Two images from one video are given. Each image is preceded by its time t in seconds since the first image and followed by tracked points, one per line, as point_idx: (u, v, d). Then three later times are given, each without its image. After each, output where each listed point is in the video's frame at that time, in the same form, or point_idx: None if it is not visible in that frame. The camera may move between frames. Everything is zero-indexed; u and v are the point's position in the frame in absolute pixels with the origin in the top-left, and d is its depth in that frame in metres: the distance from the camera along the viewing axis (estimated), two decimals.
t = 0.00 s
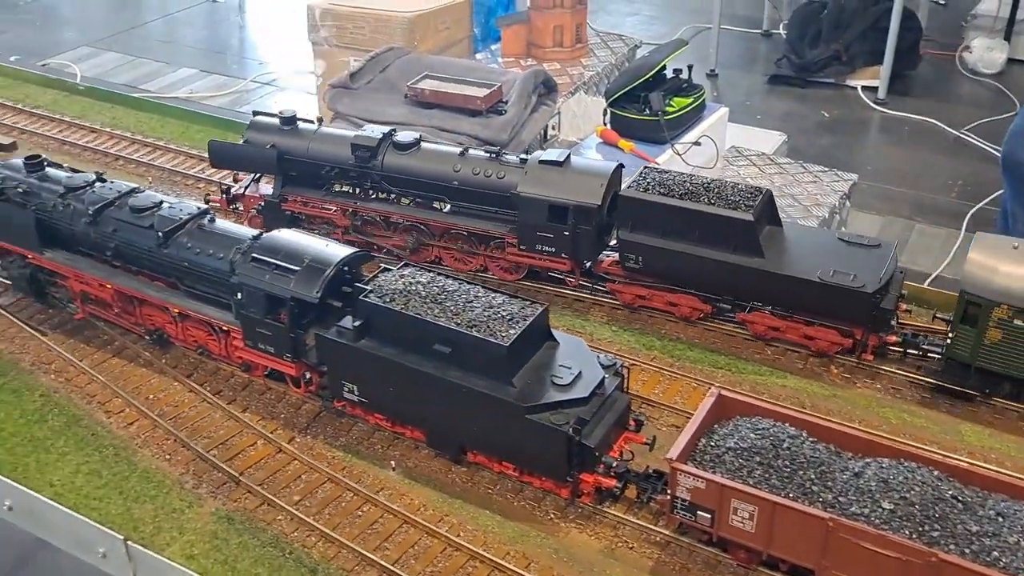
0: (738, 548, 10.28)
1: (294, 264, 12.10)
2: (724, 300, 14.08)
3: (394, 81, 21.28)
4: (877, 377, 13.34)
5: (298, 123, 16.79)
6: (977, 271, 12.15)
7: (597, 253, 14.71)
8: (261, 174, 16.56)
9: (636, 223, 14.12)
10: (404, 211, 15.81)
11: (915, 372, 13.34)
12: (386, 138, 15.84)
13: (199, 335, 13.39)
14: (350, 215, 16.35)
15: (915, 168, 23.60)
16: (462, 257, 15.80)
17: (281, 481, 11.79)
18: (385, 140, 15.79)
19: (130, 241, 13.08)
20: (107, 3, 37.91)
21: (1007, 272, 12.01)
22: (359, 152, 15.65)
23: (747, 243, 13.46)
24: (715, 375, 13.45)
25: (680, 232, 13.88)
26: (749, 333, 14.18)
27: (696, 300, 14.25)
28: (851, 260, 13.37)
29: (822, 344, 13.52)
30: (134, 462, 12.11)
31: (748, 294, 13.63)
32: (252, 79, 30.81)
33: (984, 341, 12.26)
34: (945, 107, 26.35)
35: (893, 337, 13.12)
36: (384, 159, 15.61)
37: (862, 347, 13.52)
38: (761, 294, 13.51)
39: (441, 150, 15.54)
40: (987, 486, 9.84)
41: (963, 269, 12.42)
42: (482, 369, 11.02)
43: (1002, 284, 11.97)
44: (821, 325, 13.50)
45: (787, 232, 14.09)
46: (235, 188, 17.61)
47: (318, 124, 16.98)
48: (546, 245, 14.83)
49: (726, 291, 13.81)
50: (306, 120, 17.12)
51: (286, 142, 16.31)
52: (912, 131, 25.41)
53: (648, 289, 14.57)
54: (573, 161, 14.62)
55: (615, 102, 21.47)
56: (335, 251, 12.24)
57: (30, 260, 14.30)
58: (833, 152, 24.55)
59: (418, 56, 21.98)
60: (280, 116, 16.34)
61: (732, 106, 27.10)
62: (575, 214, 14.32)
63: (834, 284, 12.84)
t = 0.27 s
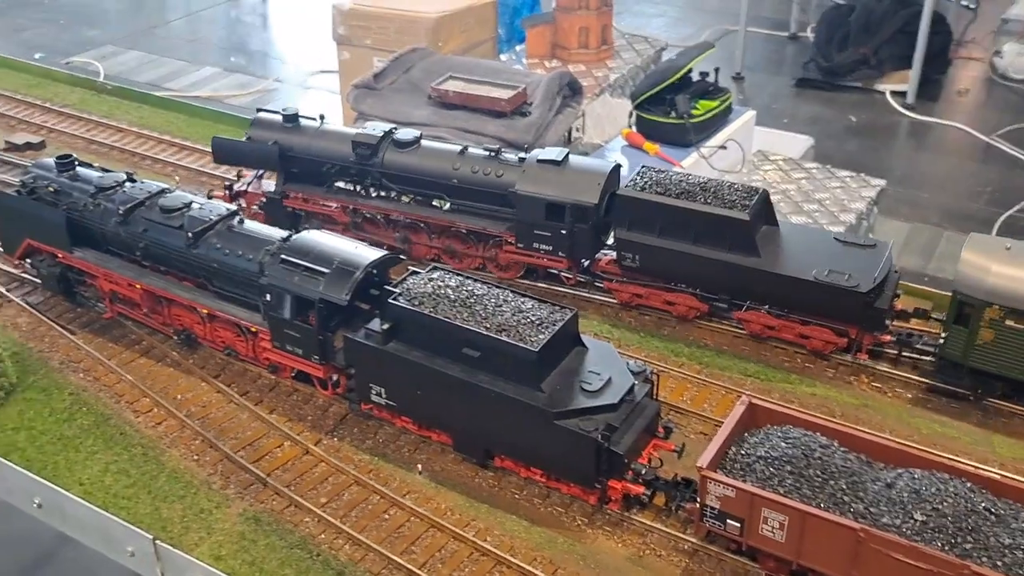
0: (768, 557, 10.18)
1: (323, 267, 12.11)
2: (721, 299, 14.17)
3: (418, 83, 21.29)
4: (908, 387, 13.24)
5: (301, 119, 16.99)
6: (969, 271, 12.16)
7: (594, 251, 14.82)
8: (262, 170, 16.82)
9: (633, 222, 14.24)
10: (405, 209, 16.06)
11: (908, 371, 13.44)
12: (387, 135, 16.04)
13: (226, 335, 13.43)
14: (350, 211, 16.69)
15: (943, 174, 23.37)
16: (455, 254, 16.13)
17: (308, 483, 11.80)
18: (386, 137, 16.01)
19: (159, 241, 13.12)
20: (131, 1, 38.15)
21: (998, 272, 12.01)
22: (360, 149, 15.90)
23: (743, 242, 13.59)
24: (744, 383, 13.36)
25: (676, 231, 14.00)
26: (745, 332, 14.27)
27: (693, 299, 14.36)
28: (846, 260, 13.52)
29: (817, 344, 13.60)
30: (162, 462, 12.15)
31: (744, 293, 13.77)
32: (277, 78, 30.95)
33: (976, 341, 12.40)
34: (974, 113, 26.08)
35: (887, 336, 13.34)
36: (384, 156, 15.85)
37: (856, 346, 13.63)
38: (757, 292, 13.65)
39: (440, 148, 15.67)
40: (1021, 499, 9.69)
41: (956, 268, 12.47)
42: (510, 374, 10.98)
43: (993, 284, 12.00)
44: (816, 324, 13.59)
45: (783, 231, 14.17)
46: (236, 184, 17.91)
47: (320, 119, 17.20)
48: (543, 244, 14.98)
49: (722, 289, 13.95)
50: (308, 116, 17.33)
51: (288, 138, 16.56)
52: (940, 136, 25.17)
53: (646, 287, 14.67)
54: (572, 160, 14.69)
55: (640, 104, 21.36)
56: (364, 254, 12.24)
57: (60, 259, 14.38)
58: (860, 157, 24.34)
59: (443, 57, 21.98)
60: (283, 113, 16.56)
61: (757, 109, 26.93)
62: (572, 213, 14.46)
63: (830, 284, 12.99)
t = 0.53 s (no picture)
0: (796, 570, 10.23)
1: (355, 274, 12.26)
2: (716, 302, 14.37)
3: (443, 88, 21.40)
4: (937, 401, 13.28)
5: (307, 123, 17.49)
6: (959, 275, 12.47)
7: (592, 255, 15.10)
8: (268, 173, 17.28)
9: (629, 226, 14.49)
10: (408, 211, 16.47)
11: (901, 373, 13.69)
12: (390, 139, 16.50)
13: (258, 340, 13.61)
14: (354, 214, 17.17)
15: (969, 184, 23.29)
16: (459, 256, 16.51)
17: (339, 488, 11.94)
18: (389, 142, 16.46)
19: (194, 246, 13.32)
20: (159, 5, 38.59)
21: (987, 277, 12.30)
22: (363, 153, 16.36)
23: (737, 246, 13.83)
24: (772, 395, 13.41)
25: (672, 235, 14.24)
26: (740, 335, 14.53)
27: (689, 302, 14.58)
28: (839, 265, 13.77)
29: (810, 347, 13.86)
30: (195, 465, 12.33)
31: (739, 296, 14.00)
32: (303, 82, 31.26)
33: (965, 345, 12.70)
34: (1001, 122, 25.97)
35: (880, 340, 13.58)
36: (387, 160, 16.29)
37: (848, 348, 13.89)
38: (752, 296, 13.88)
39: (441, 152, 16.09)
40: None
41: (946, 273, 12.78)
42: (540, 383, 11.08)
43: (981, 288, 12.30)
44: (809, 328, 13.82)
45: (777, 236, 14.40)
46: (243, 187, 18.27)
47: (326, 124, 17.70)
48: (542, 247, 15.32)
49: (718, 293, 14.17)
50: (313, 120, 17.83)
51: (293, 142, 17.05)
52: (966, 146, 25.08)
53: (642, 290, 14.89)
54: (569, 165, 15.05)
55: (665, 112, 21.41)
56: (396, 262, 12.38)
57: (95, 263, 14.62)
58: (885, 166, 24.28)
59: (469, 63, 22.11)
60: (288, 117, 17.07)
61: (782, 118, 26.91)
62: (570, 216, 14.79)
63: (823, 288, 13.23)
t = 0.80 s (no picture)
0: None
1: (384, 279, 12.34)
2: (710, 301, 14.68)
3: (467, 94, 21.47)
4: (964, 412, 13.22)
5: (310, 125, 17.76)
6: (948, 275, 12.65)
7: (589, 255, 15.40)
8: (272, 174, 17.54)
9: (625, 227, 14.87)
10: (408, 212, 16.72)
11: (891, 372, 13.89)
12: (391, 141, 16.76)
13: (286, 344, 13.70)
14: (355, 215, 17.43)
15: (994, 193, 23.15)
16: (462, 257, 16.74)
17: (366, 492, 12.00)
18: (389, 144, 16.72)
19: (224, 251, 13.44)
20: (184, 10, 38.93)
21: (975, 277, 12.49)
22: (364, 155, 16.63)
23: (730, 247, 14.14)
24: (799, 404, 13.38)
25: (666, 235, 14.59)
26: (734, 334, 14.77)
27: (683, 301, 14.88)
28: (833, 265, 14.03)
29: (803, 346, 14.10)
30: (223, 467, 12.43)
31: (733, 296, 14.30)
32: (325, 87, 31.44)
33: (953, 344, 12.90)
34: None
35: (871, 339, 13.82)
36: (388, 161, 16.56)
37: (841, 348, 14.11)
38: (746, 296, 14.17)
39: (440, 153, 16.35)
40: None
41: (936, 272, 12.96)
42: (569, 390, 11.11)
43: (969, 288, 12.49)
44: (802, 327, 14.07)
45: (772, 237, 14.69)
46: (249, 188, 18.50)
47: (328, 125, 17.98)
48: (538, 247, 15.55)
49: (712, 292, 14.49)
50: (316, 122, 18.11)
51: (295, 143, 17.31)
52: (991, 154, 24.92)
53: (638, 290, 15.21)
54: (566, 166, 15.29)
55: (688, 119, 21.37)
56: (424, 268, 12.45)
57: (126, 266, 14.78)
58: (909, 174, 24.15)
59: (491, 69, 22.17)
60: (291, 118, 17.34)
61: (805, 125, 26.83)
62: (565, 217, 15.02)
63: (813, 287, 13.48)
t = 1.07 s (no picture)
0: None
1: (410, 286, 12.40)
2: (701, 302, 14.90)
3: (486, 100, 21.48)
4: (991, 422, 13.17)
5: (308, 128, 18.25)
6: (933, 274, 12.91)
7: (580, 255, 15.69)
8: (272, 176, 17.98)
9: (617, 227, 15.05)
10: (405, 213, 17.12)
11: (880, 371, 14.12)
12: (387, 143, 17.18)
13: (311, 350, 13.77)
14: (352, 216, 17.81)
15: (1016, 201, 23.01)
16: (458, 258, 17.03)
17: (390, 498, 12.03)
18: (386, 146, 17.14)
19: (250, 257, 13.53)
20: (204, 16, 39.20)
21: (960, 276, 12.76)
22: (362, 156, 17.06)
23: (721, 248, 14.34)
24: (824, 413, 13.36)
25: (658, 236, 14.78)
26: (724, 334, 15.02)
27: (674, 301, 15.13)
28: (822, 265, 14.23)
29: (793, 345, 14.34)
30: (249, 472, 12.50)
31: (724, 296, 14.52)
32: (343, 93, 31.60)
33: (939, 343, 13.14)
34: None
35: (860, 338, 14.06)
36: (385, 163, 16.97)
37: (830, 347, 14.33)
38: (737, 296, 14.39)
39: (436, 154, 16.77)
40: None
41: (922, 272, 13.22)
42: (594, 398, 11.12)
43: (954, 287, 12.75)
44: (792, 326, 14.30)
45: (761, 239, 14.88)
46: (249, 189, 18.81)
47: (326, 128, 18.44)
48: (531, 247, 15.85)
49: (703, 292, 14.71)
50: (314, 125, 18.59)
51: (295, 146, 17.77)
52: (1012, 161, 24.78)
53: (630, 290, 15.45)
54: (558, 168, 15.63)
55: (708, 125, 21.33)
56: (450, 276, 12.50)
57: (152, 272, 14.89)
58: (930, 181, 24.04)
59: (510, 75, 22.17)
60: (291, 121, 17.84)
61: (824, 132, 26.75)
62: (558, 217, 15.33)
63: (803, 287, 13.70)
